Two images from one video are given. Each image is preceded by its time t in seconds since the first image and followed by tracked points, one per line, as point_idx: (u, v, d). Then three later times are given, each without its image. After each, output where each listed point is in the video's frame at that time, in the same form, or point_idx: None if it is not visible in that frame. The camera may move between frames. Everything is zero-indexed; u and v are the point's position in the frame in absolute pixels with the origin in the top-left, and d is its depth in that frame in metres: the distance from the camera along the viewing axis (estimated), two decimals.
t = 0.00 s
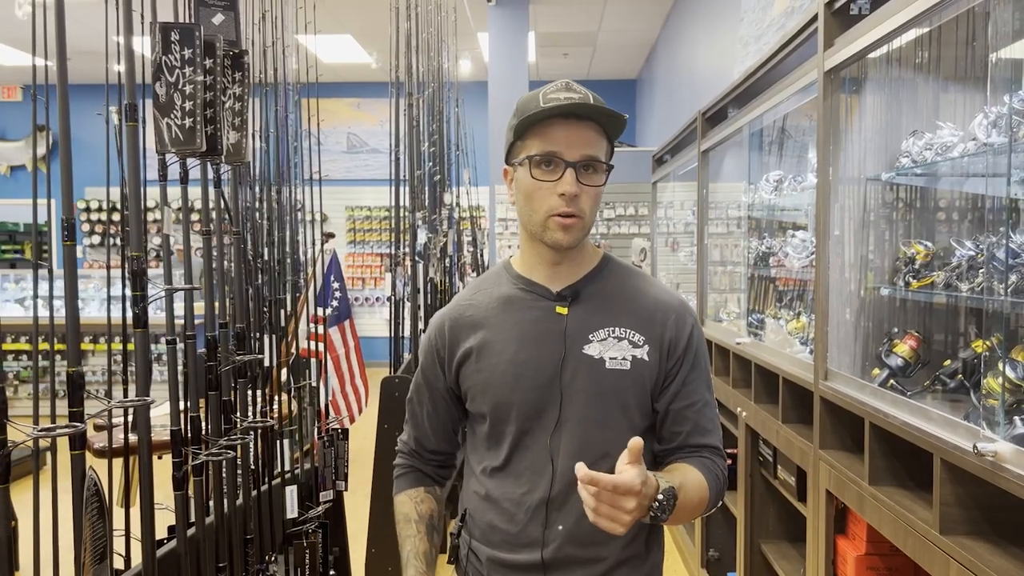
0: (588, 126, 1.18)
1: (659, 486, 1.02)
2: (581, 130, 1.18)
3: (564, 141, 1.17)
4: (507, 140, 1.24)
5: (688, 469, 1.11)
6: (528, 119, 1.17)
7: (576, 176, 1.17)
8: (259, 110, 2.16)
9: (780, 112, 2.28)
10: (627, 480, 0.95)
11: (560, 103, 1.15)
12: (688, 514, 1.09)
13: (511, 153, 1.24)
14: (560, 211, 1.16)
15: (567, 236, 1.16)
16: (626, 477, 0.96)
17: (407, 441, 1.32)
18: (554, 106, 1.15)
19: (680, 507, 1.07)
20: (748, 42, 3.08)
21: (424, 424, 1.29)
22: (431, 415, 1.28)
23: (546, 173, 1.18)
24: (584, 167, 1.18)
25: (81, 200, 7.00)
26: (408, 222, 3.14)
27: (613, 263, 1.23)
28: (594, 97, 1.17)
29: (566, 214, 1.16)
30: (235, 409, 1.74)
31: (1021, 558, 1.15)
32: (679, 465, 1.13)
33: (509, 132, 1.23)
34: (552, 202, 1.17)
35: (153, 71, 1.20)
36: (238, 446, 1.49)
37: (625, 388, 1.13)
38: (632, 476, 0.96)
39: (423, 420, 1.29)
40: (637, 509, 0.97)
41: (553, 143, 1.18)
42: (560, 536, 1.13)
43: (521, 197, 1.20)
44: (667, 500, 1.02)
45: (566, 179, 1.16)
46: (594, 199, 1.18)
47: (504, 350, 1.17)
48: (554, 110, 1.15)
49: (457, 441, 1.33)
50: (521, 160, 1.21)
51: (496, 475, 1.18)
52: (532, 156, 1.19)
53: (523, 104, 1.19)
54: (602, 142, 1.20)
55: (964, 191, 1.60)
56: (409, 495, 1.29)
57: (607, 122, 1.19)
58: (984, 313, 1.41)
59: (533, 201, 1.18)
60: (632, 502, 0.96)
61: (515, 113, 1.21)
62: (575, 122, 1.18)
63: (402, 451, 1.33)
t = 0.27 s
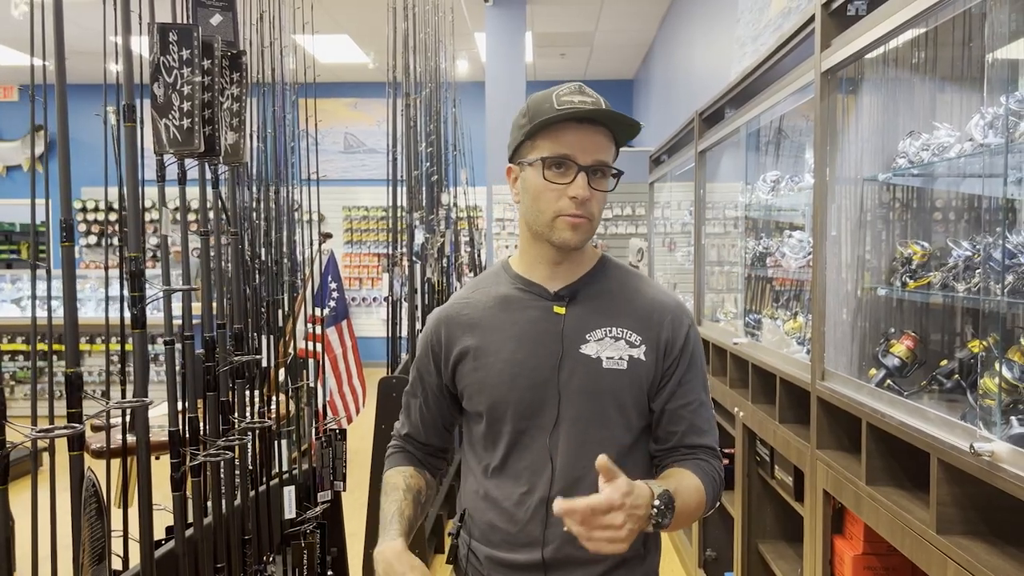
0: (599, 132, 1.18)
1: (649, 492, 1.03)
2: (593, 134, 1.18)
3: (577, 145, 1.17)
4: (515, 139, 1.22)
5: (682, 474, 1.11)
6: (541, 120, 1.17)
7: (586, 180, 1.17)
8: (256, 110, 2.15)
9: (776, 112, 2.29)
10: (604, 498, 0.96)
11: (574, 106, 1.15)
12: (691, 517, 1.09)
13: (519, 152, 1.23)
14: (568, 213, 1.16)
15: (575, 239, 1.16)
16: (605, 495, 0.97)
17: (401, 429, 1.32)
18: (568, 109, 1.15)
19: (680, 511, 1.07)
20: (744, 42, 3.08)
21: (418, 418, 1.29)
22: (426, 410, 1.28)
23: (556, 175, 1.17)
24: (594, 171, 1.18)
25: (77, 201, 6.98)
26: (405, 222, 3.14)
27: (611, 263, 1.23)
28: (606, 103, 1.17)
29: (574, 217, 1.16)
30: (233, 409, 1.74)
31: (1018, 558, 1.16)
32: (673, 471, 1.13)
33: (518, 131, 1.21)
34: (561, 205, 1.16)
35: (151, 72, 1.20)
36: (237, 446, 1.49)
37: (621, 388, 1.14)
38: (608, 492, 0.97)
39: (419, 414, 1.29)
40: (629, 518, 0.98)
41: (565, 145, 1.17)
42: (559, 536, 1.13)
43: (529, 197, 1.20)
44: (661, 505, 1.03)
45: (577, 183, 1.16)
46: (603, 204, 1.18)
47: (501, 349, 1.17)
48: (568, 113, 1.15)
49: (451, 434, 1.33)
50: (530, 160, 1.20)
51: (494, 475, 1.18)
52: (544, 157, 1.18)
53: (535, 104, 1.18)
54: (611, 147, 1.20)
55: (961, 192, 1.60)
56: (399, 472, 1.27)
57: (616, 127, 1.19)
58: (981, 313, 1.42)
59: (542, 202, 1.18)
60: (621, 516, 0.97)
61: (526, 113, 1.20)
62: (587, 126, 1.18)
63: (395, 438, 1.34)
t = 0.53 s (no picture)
0: (599, 137, 1.19)
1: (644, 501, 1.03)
2: (593, 139, 1.18)
3: (577, 150, 1.17)
4: (514, 143, 1.22)
5: (675, 476, 1.12)
6: (542, 125, 1.17)
7: (586, 185, 1.17)
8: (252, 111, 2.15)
9: (771, 114, 2.30)
10: (609, 497, 0.96)
11: (576, 112, 1.15)
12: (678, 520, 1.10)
13: (518, 155, 1.23)
14: (568, 219, 1.16)
15: (573, 243, 1.17)
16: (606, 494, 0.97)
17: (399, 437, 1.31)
18: (571, 115, 1.15)
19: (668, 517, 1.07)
20: (740, 43, 3.08)
21: (415, 425, 1.28)
22: (422, 415, 1.27)
23: (556, 180, 1.18)
24: (594, 177, 1.19)
25: (73, 200, 6.97)
26: (401, 222, 3.14)
27: (605, 266, 1.24)
28: (606, 110, 1.18)
29: (573, 222, 1.16)
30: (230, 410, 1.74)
31: (1010, 558, 1.17)
32: (666, 472, 1.13)
33: (518, 134, 1.21)
34: (561, 210, 1.16)
35: (148, 74, 1.21)
36: (234, 447, 1.50)
37: (614, 389, 1.14)
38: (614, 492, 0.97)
39: (415, 421, 1.28)
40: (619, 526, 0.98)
41: (565, 150, 1.17)
42: (552, 535, 1.14)
43: (528, 202, 1.20)
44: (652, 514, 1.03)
45: (577, 189, 1.16)
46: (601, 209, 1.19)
47: (495, 351, 1.17)
48: (570, 119, 1.15)
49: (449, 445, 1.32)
50: (529, 164, 1.20)
51: (489, 476, 1.18)
52: (544, 161, 1.18)
53: (536, 108, 1.19)
54: (609, 153, 1.21)
55: (954, 193, 1.60)
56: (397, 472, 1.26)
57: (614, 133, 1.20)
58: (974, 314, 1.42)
59: (541, 207, 1.18)
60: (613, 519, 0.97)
61: (527, 116, 1.20)
62: (587, 131, 1.18)
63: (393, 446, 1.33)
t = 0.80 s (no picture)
0: (587, 133, 1.20)
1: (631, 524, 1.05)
2: (582, 136, 1.19)
3: (566, 146, 1.18)
4: (505, 143, 1.23)
5: (663, 479, 1.13)
6: (532, 123, 1.17)
7: (576, 181, 1.18)
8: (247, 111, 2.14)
9: (765, 114, 2.31)
10: (606, 533, 0.96)
11: (565, 109, 1.16)
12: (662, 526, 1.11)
13: (508, 156, 1.24)
14: (559, 215, 1.17)
15: (565, 240, 1.17)
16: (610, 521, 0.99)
17: (395, 441, 1.28)
18: (559, 112, 1.16)
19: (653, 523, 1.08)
20: (735, 44, 3.09)
21: (411, 428, 1.26)
22: (417, 417, 1.26)
23: (547, 177, 1.18)
24: (584, 173, 1.19)
25: (68, 200, 6.95)
26: (397, 222, 3.14)
27: (597, 266, 1.25)
28: (594, 106, 1.19)
29: (565, 218, 1.17)
30: (225, 411, 1.74)
31: (1000, 557, 1.18)
32: (656, 475, 1.13)
33: (508, 135, 1.22)
34: (552, 206, 1.17)
35: (143, 74, 1.20)
36: (229, 447, 1.51)
37: (606, 389, 1.15)
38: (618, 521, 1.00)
39: (411, 423, 1.26)
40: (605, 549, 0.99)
41: (555, 147, 1.18)
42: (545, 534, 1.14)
43: (519, 200, 1.20)
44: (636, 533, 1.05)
45: (567, 184, 1.17)
46: (591, 204, 1.19)
47: (488, 351, 1.17)
48: (559, 116, 1.16)
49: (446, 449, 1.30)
50: (520, 163, 1.20)
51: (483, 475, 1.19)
52: (534, 160, 1.19)
53: (525, 107, 1.19)
54: (599, 149, 1.22)
55: (947, 194, 1.61)
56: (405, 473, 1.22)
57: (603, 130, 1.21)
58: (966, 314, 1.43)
59: (533, 204, 1.18)
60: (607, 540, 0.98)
61: (516, 116, 1.21)
62: (576, 128, 1.19)
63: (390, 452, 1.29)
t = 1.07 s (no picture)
0: (582, 134, 1.20)
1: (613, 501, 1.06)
2: (577, 136, 1.19)
3: (561, 146, 1.18)
4: (500, 144, 1.23)
5: (651, 472, 1.14)
6: (527, 123, 1.17)
7: (572, 181, 1.18)
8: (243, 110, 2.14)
9: (761, 115, 2.32)
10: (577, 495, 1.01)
11: (561, 109, 1.16)
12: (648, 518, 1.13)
13: (504, 156, 1.24)
14: (555, 215, 1.17)
15: (562, 240, 1.17)
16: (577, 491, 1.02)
17: (392, 444, 1.26)
18: (555, 112, 1.16)
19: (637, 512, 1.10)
20: (731, 44, 3.10)
21: (407, 430, 1.25)
22: (413, 418, 1.24)
23: (543, 178, 1.18)
24: (580, 173, 1.19)
25: (64, 201, 6.93)
26: (393, 222, 3.14)
27: (591, 266, 1.25)
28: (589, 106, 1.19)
29: (561, 218, 1.17)
30: (221, 411, 1.74)
31: (995, 556, 1.19)
32: (643, 467, 1.15)
33: (503, 135, 1.22)
34: (548, 206, 1.17)
35: (138, 75, 1.20)
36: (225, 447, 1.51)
37: (601, 389, 1.15)
38: (587, 491, 1.02)
39: (407, 425, 1.25)
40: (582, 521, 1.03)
41: (550, 148, 1.18)
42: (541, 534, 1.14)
43: (515, 200, 1.20)
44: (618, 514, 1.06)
45: (563, 184, 1.17)
46: (587, 204, 1.19)
47: (484, 350, 1.17)
48: (555, 116, 1.16)
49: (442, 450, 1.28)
50: (516, 163, 1.20)
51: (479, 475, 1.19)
52: (529, 160, 1.19)
53: (520, 108, 1.19)
54: (594, 149, 1.22)
55: (943, 194, 1.62)
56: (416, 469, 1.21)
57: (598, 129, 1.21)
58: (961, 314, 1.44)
59: (529, 204, 1.18)
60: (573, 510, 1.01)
61: (510, 117, 1.21)
62: (571, 128, 1.19)
63: (387, 455, 1.27)
